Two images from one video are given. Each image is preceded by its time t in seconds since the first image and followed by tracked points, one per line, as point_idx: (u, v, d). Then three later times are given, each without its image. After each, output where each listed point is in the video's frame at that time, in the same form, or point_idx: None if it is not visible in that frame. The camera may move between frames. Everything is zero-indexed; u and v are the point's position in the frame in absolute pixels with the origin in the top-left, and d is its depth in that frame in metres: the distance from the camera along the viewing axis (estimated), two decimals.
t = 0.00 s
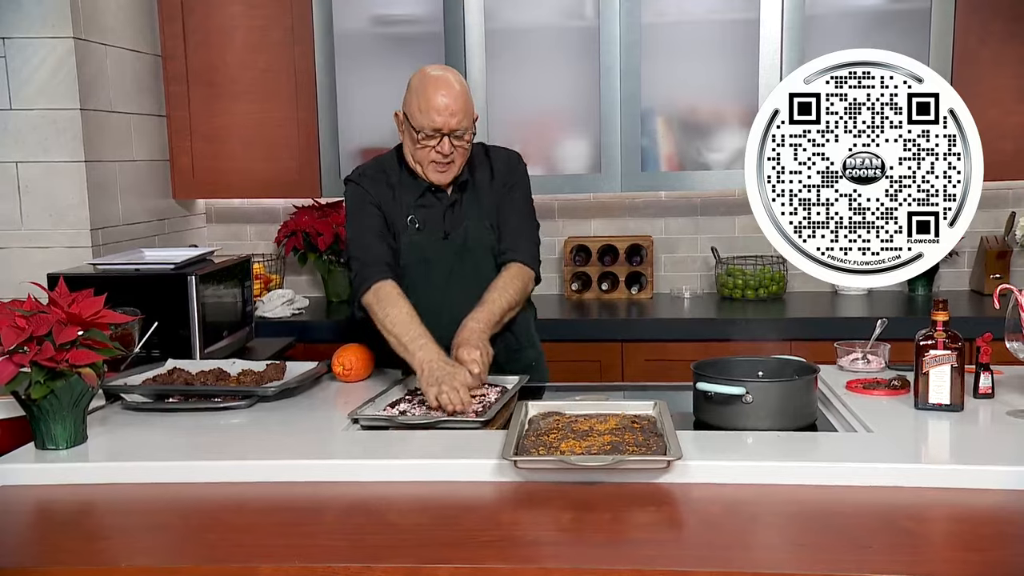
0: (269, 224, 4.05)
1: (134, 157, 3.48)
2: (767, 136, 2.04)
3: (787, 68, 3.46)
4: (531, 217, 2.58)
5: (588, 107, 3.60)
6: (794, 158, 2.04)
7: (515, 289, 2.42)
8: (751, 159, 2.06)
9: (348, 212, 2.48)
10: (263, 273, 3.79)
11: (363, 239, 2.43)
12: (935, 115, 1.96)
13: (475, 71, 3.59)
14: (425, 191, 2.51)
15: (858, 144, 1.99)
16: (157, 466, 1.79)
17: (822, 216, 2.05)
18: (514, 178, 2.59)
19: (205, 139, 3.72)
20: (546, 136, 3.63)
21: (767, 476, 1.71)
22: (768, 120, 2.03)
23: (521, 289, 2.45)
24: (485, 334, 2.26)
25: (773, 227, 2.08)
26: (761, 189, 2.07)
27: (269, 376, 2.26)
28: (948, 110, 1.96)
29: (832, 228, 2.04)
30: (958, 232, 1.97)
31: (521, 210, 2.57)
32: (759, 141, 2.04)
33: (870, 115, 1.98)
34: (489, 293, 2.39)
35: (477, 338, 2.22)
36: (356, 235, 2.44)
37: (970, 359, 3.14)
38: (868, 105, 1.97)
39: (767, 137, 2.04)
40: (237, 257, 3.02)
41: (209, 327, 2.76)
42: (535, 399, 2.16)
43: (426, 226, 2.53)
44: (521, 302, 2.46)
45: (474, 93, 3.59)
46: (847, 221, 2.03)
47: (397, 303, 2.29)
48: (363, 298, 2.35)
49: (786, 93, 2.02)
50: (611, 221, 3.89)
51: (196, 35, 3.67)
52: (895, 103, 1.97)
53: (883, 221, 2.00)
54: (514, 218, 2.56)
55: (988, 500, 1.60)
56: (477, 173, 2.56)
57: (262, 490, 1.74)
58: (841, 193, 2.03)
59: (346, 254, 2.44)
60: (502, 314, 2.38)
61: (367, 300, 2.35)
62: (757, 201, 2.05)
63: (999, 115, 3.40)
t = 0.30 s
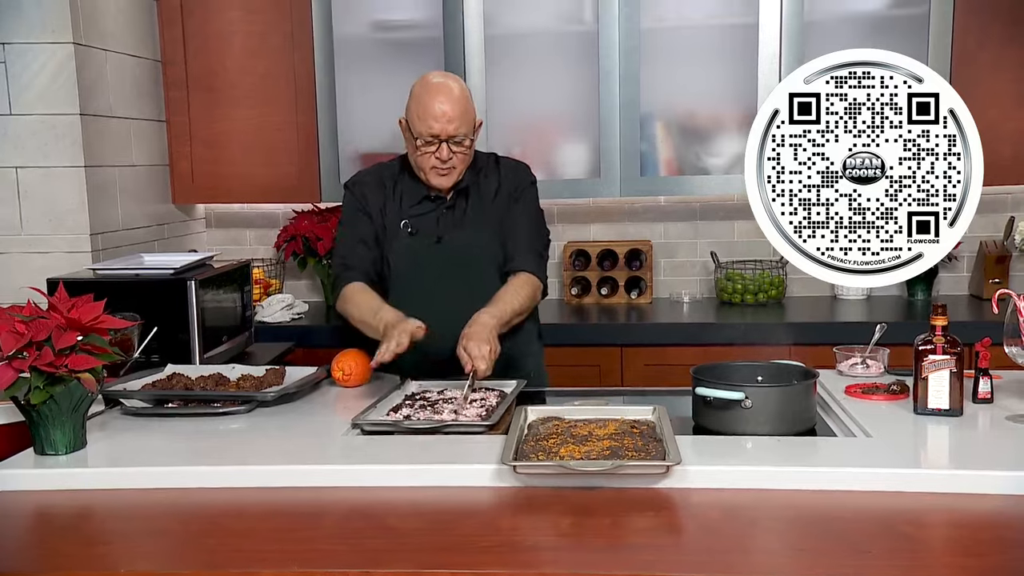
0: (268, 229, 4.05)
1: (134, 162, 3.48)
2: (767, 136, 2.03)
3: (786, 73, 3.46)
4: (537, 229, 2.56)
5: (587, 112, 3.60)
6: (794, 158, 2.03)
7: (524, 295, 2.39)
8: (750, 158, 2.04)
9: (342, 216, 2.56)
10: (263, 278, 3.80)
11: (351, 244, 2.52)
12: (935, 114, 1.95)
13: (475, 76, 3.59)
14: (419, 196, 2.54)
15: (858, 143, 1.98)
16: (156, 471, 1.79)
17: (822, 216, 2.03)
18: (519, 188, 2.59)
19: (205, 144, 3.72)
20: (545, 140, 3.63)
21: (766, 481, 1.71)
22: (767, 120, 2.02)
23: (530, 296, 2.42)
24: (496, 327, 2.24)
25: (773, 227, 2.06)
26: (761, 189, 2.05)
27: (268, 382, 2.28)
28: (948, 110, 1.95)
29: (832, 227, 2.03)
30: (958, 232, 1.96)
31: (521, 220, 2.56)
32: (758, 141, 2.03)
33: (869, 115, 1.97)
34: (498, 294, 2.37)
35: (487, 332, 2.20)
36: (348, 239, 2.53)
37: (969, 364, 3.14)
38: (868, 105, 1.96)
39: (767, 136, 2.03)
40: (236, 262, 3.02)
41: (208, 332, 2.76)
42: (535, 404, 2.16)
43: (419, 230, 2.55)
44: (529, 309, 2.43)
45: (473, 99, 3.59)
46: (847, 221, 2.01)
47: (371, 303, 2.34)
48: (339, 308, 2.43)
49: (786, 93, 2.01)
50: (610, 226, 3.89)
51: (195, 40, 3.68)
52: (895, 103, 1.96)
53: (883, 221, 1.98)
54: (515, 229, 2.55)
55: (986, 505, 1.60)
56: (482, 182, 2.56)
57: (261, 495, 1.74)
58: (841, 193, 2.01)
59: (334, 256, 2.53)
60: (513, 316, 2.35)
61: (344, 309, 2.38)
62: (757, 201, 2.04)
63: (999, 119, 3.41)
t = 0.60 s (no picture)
0: (270, 234, 4.06)
1: (135, 167, 3.49)
2: (766, 136, 2.00)
3: (785, 76, 3.46)
4: (538, 229, 2.56)
5: (588, 117, 3.60)
6: (794, 158, 2.00)
7: (525, 285, 2.38)
8: (750, 158, 2.01)
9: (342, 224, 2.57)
10: (264, 283, 3.80)
11: (354, 252, 2.53)
12: (935, 114, 1.93)
13: (475, 81, 3.60)
14: (418, 201, 2.55)
15: (858, 143, 1.96)
16: (158, 477, 1.79)
17: (822, 216, 2.00)
18: (520, 189, 2.60)
19: (206, 150, 3.73)
20: (547, 145, 3.63)
21: (767, 486, 1.71)
22: (767, 120, 2.00)
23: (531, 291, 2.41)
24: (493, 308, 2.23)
25: (772, 227, 2.02)
26: (761, 189, 2.01)
27: (269, 387, 2.28)
28: (948, 110, 1.93)
29: (832, 228, 1.99)
30: (958, 233, 1.94)
31: (521, 221, 2.56)
32: (757, 141, 2.00)
33: (869, 115, 1.94)
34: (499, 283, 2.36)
35: (483, 309, 2.20)
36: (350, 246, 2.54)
37: (969, 367, 3.14)
38: (868, 105, 1.94)
39: (767, 137, 2.00)
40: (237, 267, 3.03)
41: (210, 337, 2.76)
42: (535, 408, 2.16)
43: (421, 234, 2.56)
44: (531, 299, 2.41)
45: (473, 104, 3.60)
46: (847, 221, 1.98)
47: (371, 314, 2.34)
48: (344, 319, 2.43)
49: (786, 93, 1.99)
50: (612, 230, 3.90)
51: (196, 46, 3.69)
52: (895, 103, 1.94)
53: (883, 221, 1.95)
54: (514, 230, 2.55)
55: (987, 509, 1.60)
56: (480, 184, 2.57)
57: (262, 500, 1.74)
58: (841, 193, 1.98)
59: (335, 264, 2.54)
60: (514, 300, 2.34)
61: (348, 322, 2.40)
62: (757, 201, 2.01)
63: (999, 123, 3.41)
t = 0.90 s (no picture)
0: (266, 237, 4.05)
1: (131, 171, 3.49)
2: (766, 136, 2.00)
3: (781, 79, 3.47)
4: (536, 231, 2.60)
5: (584, 120, 3.61)
6: (794, 158, 2.00)
7: (541, 294, 2.46)
8: (750, 158, 2.01)
9: (331, 233, 2.58)
10: (260, 286, 3.80)
11: (342, 262, 2.55)
12: (935, 114, 1.93)
13: (471, 83, 3.60)
14: (407, 206, 2.54)
15: (858, 144, 1.96)
16: (152, 481, 1.79)
17: (822, 216, 2.00)
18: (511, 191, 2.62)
19: (203, 153, 3.73)
20: (542, 148, 3.64)
21: (763, 488, 1.71)
22: (767, 120, 2.00)
23: (549, 297, 2.49)
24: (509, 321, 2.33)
25: (772, 227, 2.03)
26: (761, 189, 2.02)
27: (265, 389, 2.26)
28: (948, 110, 1.93)
29: (832, 228, 2.00)
30: (958, 233, 1.94)
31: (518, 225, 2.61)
32: (757, 141, 2.01)
33: (869, 115, 1.94)
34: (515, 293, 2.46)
35: (499, 322, 2.30)
36: (339, 255, 2.56)
37: (965, 369, 3.15)
38: (868, 105, 1.94)
39: (767, 137, 2.00)
40: (233, 270, 3.02)
41: (205, 340, 2.76)
42: (532, 411, 2.16)
43: (411, 240, 2.54)
44: (547, 310, 2.50)
45: (469, 107, 3.60)
46: (847, 221, 1.98)
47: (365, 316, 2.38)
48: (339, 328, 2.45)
49: (786, 94, 1.99)
50: (608, 232, 3.90)
51: (192, 49, 3.68)
52: (895, 103, 1.94)
53: (883, 221, 1.96)
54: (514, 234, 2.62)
55: (984, 510, 1.60)
56: (472, 187, 2.59)
57: (258, 504, 1.74)
58: (841, 193, 1.98)
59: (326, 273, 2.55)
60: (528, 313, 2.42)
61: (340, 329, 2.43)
62: (756, 201, 2.01)
63: (994, 125, 3.41)
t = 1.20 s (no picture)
0: (260, 238, 4.05)
1: (125, 172, 3.48)
2: (766, 136, 2.00)
3: (775, 80, 3.47)
4: (531, 239, 2.62)
5: (578, 121, 3.61)
6: (794, 158, 2.00)
7: (530, 305, 2.51)
8: (749, 158, 2.01)
9: (325, 237, 2.55)
10: (254, 287, 3.79)
11: (340, 265, 2.51)
12: (935, 114, 1.93)
13: (466, 85, 3.60)
14: (404, 211, 2.53)
15: (858, 144, 1.96)
16: (146, 483, 1.78)
17: (822, 216, 2.00)
18: (506, 198, 2.63)
19: (197, 154, 3.72)
20: (538, 149, 3.63)
21: (757, 489, 1.71)
22: (766, 120, 2.00)
23: (539, 306, 2.54)
24: (501, 338, 2.39)
25: (772, 227, 2.02)
26: (761, 189, 2.02)
27: (259, 392, 2.26)
28: (948, 110, 1.93)
29: (832, 228, 1.99)
30: (958, 232, 1.94)
31: (513, 232, 2.62)
32: (757, 141, 2.01)
33: (870, 115, 1.95)
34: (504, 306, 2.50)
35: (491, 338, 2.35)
36: (334, 258, 2.52)
37: (959, 369, 3.16)
38: (868, 105, 1.95)
39: (767, 137, 2.01)
40: (228, 272, 3.02)
41: (199, 342, 2.75)
42: (526, 412, 2.16)
43: (407, 246, 2.53)
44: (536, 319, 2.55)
45: (464, 108, 3.60)
46: (847, 221, 1.98)
47: (380, 321, 2.41)
48: (345, 335, 2.44)
49: (786, 93, 1.99)
50: (603, 233, 3.90)
51: (186, 50, 3.68)
52: (895, 103, 1.94)
53: (883, 221, 1.96)
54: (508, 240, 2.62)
55: (977, 511, 1.61)
56: (469, 194, 2.58)
57: (252, 506, 1.74)
58: (841, 193, 1.98)
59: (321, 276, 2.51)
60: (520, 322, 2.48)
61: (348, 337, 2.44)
62: (756, 201, 2.01)
63: (987, 127, 3.42)
